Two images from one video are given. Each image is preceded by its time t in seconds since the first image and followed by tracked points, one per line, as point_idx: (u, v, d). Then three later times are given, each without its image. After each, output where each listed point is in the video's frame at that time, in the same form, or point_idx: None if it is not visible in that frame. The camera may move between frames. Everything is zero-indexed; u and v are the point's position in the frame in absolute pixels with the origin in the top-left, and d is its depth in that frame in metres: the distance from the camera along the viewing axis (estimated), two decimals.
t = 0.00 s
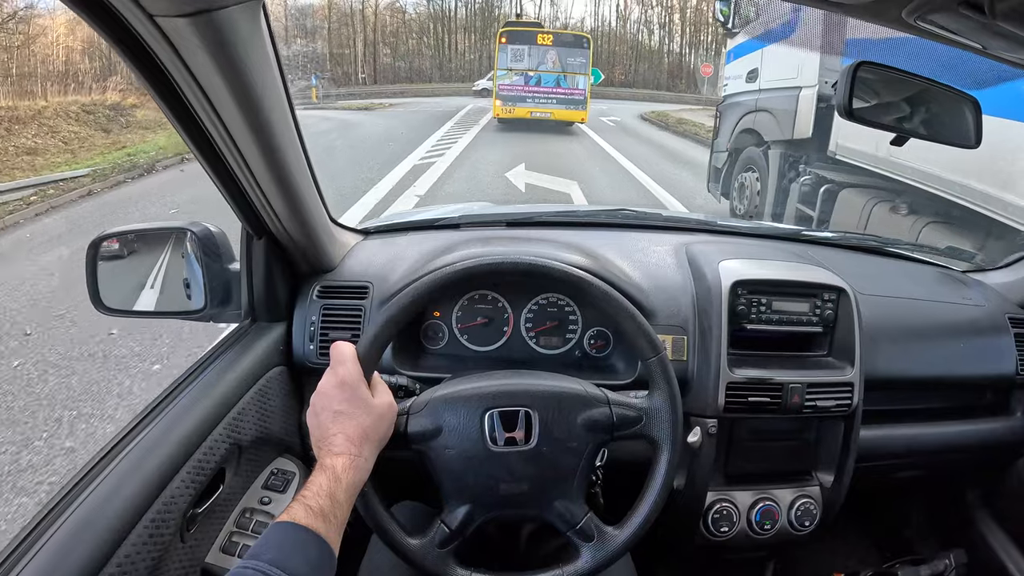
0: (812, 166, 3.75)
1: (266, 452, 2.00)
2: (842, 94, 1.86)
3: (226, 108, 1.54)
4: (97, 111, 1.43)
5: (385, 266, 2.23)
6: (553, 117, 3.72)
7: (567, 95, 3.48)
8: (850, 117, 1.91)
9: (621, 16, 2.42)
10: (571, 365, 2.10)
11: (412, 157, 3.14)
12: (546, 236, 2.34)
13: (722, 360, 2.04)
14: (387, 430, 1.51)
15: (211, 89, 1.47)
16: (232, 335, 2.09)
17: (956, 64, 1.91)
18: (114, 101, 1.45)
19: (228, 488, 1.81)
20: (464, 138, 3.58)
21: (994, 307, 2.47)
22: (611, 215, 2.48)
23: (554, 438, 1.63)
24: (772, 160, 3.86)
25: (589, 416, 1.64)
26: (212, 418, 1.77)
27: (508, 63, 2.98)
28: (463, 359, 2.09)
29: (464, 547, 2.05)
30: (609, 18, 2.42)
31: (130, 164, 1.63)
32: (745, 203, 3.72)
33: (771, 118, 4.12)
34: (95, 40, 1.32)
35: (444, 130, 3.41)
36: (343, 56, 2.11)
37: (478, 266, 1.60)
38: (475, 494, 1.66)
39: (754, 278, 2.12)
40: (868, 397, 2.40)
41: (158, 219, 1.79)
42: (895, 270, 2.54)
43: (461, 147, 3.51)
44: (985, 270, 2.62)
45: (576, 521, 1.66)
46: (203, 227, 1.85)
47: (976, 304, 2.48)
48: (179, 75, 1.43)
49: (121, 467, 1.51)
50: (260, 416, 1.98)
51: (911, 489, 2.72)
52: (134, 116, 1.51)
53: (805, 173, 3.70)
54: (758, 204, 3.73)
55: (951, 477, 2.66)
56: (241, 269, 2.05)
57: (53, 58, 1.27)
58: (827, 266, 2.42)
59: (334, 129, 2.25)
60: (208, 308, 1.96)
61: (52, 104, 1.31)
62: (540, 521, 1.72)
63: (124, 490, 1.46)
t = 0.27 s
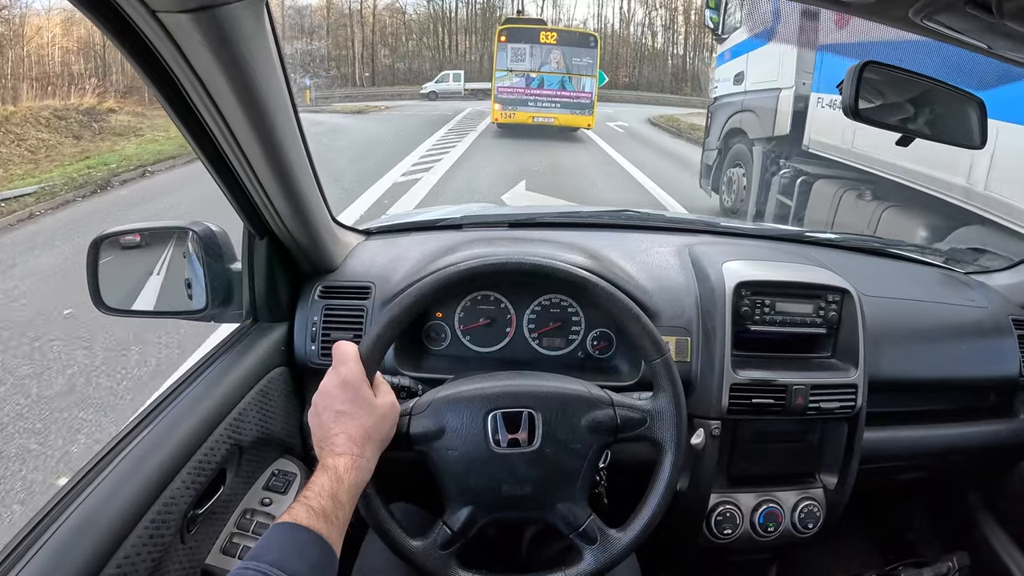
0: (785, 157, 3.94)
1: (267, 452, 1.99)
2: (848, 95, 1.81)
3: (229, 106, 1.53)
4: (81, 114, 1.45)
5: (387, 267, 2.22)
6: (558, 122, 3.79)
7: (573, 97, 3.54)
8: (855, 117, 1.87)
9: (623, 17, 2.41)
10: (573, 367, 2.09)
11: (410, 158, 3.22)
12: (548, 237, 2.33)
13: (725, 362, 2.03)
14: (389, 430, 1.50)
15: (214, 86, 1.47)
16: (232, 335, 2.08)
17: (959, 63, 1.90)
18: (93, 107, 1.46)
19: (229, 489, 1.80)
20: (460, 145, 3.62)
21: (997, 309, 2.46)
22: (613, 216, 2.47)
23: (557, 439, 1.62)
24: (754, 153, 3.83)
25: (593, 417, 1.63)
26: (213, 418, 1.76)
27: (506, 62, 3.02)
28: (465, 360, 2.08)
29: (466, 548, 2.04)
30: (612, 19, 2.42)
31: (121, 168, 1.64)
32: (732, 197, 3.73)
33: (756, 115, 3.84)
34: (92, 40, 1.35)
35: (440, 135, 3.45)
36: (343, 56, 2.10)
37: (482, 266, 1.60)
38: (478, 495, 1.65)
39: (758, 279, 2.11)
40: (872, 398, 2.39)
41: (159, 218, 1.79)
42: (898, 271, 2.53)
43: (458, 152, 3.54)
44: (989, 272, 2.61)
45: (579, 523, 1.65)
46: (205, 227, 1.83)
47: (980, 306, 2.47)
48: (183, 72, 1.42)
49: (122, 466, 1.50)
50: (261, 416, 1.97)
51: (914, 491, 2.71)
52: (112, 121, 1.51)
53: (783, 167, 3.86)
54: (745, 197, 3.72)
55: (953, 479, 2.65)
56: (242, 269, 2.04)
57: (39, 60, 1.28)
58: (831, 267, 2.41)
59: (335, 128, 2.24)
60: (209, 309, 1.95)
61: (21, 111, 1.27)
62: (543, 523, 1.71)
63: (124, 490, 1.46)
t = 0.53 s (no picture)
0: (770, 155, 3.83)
1: (268, 452, 1.99)
2: (853, 94, 1.81)
3: (231, 103, 1.52)
4: (53, 119, 1.34)
5: (389, 266, 2.21)
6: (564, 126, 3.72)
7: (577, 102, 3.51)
8: (860, 117, 1.87)
9: (627, 17, 2.41)
10: (576, 367, 2.08)
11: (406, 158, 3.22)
12: (550, 237, 2.32)
13: (728, 362, 2.03)
14: (391, 429, 1.49)
15: (216, 83, 1.46)
16: (233, 335, 2.07)
17: (961, 62, 1.89)
18: (68, 112, 1.36)
19: (230, 488, 1.80)
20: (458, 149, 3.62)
21: (1000, 310, 2.45)
22: (615, 216, 2.46)
23: (560, 439, 1.62)
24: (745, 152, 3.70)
25: (596, 417, 1.62)
26: (215, 418, 1.76)
27: (506, 62, 3.00)
28: (468, 360, 2.07)
29: (468, 549, 2.03)
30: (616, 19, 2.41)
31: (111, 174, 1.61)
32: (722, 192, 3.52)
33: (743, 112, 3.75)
34: (82, 40, 1.33)
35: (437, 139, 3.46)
36: (345, 55, 2.10)
37: (485, 265, 1.59)
38: (481, 495, 1.64)
39: (761, 279, 2.10)
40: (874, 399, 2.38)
41: (161, 217, 1.79)
42: (901, 272, 2.52)
43: (456, 157, 3.54)
44: (991, 273, 2.60)
45: (582, 523, 1.64)
46: (206, 224, 1.84)
47: (983, 306, 2.46)
48: (185, 68, 1.41)
49: (123, 464, 1.50)
50: (263, 415, 1.97)
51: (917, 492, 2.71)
52: (85, 127, 1.42)
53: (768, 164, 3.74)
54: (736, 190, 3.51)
55: (956, 480, 2.64)
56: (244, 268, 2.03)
57: (35, 60, 1.27)
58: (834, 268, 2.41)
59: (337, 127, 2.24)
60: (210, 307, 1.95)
61: None
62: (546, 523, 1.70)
63: (125, 489, 1.45)
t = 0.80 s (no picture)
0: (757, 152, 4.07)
1: (268, 453, 1.99)
2: (852, 95, 1.81)
3: (230, 104, 1.52)
4: (25, 127, 1.34)
5: (389, 268, 2.21)
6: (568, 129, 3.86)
7: (581, 105, 3.64)
8: (860, 119, 1.86)
9: (627, 18, 2.42)
10: (576, 369, 2.08)
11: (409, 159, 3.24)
12: (550, 238, 2.32)
13: (727, 364, 2.03)
14: (390, 431, 1.49)
15: (215, 83, 1.46)
16: (233, 336, 2.07)
17: (960, 63, 1.90)
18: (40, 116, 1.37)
19: (229, 489, 1.80)
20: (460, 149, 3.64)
21: (1001, 311, 2.45)
22: (615, 218, 2.46)
23: (559, 441, 1.61)
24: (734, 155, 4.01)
25: (595, 419, 1.62)
26: (214, 419, 1.76)
27: (505, 62, 3.00)
28: (468, 362, 2.07)
29: (467, 551, 2.03)
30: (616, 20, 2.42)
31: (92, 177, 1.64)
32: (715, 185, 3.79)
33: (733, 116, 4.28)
34: (74, 40, 1.34)
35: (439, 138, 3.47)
36: (345, 56, 2.10)
37: (484, 266, 1.59)
38: (480, 498, 1.64)
39: (760, 281, 2.10)
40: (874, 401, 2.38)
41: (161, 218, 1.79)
42: (902, 274, 2.52)
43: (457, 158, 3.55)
44: (991, 274, 2.60)
45: (581, 525, 1.64)
46: (206, 227, 1.82)
47: (983, 308, 2.45)
48: (183, 68, 1.41)
49: (122, 465, 1.50)
50: (262, 416, 1.97)
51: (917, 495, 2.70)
52: (57, 133, 1.45)
53: (757, 160, 3.98)
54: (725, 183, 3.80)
55: (956, 482, 2.63)
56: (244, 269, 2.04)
57: (30, 60, 1.31)
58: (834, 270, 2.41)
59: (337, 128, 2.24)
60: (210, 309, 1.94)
61: None
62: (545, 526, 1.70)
63: (123, 489, 1.45)
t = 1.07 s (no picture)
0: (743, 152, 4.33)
1: (266, 453, 1.98)
2: (851, 94, 1.80)
3: (228, 102, 1.52)
4: None
5: (388, 268, 2.21)
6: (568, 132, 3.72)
7: (584, 106, 3.45)
8: (859, 117, 1.86)
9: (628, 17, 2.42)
10: (575, 369, 2.08)
11: (409, 157, 3.24)
12: (550, 238, 2.32)
13: (727, 365, 2.02)
14: (388, 431, 1.48)
15: (213, 82, 1.46)
16: (231, 336, 2.07)
17: (959, 61, 1.89)
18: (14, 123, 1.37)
19: (227, 489, 1.80)
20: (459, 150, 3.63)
21: (1002, 312, 2.44)
22: (615, 218, 2.46)
23: (558, 442, 1.61)
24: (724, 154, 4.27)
25: (594, 420, 1.62)
26: (212, 418, 1.75)
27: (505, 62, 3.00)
28: (467, 362, 2.07)
29: (466, 551, 2.03)
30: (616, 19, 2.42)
31: (59, 193, 1.64)
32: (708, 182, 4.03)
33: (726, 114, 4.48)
34: (73, 42, 1.35)
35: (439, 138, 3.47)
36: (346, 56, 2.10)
37: (483, 266, 1.59)
38: (479, 498, 1.63)
39: (760, 282, 2.10)
40: (875, 402, 2.37)
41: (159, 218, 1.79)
42: (903, 274, 2.51)
43: (455, 160, 3.55)
44: (992, 275, 2.59)
45: (580, 526, 1.64)
46: (205, 227, 1.81)
47: (984, 309, 2.45)
48: (181, 67, 1.41)
49: (120, 464, 1.49)
50: (261, 416, 1.97)
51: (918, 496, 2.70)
52: (29, 139, 1.43)
53: (747, 157, 4.24)
54: (718, 180, 4.02)
55: (957, 484, 2.63)
56: (243, 269, 2.03)
57: (25, 59, 1.34)
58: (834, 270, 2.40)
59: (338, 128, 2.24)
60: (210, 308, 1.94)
61: None
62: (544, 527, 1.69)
63: (121, 489, 1.45)
